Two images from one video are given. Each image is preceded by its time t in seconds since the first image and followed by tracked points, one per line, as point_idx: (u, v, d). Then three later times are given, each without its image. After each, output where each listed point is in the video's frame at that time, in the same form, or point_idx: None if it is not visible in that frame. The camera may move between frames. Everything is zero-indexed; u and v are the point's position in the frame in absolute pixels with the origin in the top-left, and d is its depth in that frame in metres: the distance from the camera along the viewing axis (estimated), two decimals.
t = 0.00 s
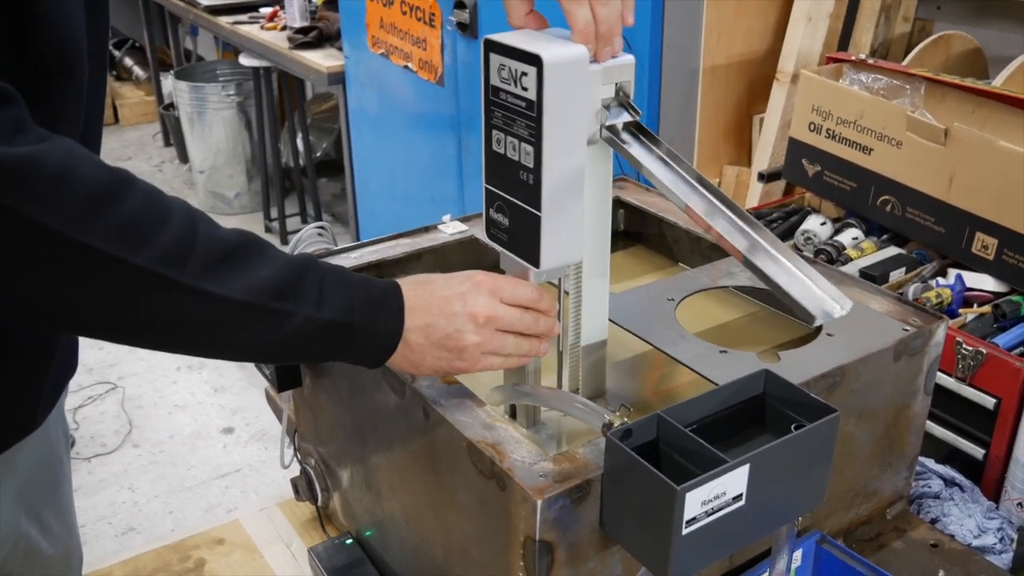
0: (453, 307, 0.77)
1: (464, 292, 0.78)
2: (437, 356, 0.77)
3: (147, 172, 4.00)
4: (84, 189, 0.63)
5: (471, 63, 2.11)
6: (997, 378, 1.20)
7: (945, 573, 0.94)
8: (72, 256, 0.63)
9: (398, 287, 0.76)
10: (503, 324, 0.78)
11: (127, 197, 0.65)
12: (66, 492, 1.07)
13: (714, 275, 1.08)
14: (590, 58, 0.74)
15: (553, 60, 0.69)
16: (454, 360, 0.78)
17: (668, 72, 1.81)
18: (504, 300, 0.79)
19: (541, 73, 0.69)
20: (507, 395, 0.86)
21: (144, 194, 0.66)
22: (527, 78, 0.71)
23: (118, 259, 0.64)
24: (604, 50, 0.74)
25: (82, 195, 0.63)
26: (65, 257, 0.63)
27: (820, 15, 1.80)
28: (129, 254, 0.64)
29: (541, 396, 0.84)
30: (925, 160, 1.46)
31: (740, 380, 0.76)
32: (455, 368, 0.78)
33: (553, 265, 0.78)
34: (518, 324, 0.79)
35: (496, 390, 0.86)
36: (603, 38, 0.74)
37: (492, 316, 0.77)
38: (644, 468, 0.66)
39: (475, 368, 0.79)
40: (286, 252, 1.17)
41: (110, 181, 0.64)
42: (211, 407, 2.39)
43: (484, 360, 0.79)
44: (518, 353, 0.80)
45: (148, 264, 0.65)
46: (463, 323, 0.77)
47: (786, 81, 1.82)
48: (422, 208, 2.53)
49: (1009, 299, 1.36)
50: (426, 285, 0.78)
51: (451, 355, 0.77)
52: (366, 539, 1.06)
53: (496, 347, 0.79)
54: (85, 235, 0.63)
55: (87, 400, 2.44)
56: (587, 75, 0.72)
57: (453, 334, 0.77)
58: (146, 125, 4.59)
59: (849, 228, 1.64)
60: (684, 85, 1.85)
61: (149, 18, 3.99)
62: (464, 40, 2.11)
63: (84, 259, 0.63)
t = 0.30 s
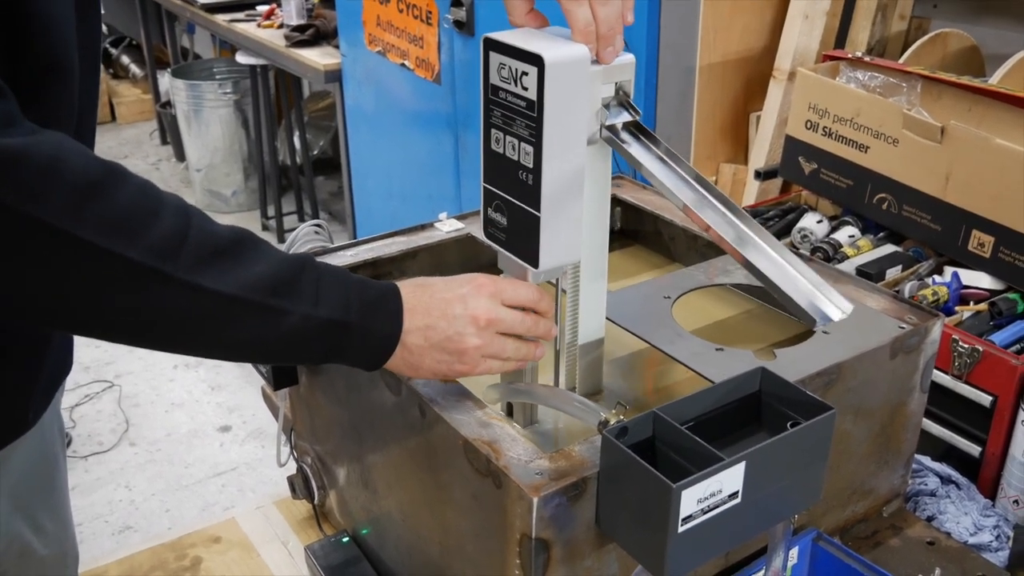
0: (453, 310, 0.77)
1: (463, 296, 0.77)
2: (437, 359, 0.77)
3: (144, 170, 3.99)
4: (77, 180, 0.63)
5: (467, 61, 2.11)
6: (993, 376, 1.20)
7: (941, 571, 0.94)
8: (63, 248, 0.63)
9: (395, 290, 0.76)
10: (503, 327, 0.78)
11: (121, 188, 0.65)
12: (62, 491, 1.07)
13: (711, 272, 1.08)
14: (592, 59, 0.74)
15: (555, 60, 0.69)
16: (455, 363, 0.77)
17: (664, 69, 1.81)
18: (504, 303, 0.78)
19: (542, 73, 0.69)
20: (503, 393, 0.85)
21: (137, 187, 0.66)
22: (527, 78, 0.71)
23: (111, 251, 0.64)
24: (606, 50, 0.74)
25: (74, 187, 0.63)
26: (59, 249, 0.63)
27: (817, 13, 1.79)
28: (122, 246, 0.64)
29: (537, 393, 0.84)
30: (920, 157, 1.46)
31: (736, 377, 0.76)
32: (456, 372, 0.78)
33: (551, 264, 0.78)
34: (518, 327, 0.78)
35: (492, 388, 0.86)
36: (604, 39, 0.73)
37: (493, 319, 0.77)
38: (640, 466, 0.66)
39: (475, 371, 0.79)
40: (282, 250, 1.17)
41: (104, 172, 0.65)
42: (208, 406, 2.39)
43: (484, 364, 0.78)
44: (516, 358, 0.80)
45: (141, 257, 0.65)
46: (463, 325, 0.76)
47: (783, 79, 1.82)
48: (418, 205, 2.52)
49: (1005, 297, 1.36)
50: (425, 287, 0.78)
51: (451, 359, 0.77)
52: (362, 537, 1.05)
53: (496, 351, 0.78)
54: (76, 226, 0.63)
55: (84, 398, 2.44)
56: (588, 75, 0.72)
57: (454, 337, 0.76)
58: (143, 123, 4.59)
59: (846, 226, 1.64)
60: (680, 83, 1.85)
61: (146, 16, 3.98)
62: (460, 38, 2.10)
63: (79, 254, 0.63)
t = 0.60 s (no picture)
0: (452, 310, 0.76)
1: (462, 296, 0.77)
2: (435, 359, 0.77)
3: (142, 169, 3.99)
4: (73, 176, 0.63)
5: (465, 59, 2.10)
6: (991, 374, 1.20)
7: (939, 568, 0.94)
8: (60, 246, 0.63)
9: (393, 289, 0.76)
10: (502, 327, 0.78)
11: (117, 185, 0.65)
12: (60, 490, 1.07)
13: (709, 271, 1.08)
14: (589, 57, 0.74)
15: (552, 57, 0.69)
16: (453, 363, 0.77)
17: (662, 67, 1.81)
18: (503, 303, 0.78)
19: (539, 70, 0.69)
20: (501, 392, 0.85)
21: (133, 183, 0.66)
22: (524, 75, 0.71)
23: (108, 249, 0.64)
24: (603, 49, 0.74)
25: (70, 183, 0.63)
26: (57, 246, 0.63)
27: (815, 12, 1.79)
28: (119, 243, 0.64)
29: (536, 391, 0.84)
30: (919, 155, 1.46)
31: (734, 375, 0.76)
32: (454, 372, 0.78)
33: (548, 262, 0.78)
34: (517, 327, 0.78)
35: (491, 386, 0.85)
36: (601, 37, 0.73)
37: (492, 319, 0.77)
38: (638, 464, 0.66)
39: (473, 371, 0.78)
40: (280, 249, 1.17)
41: (100, 169, 0.65)
42: (207, 405, 2.39)
43: (482, 364, 0.78)
44: (513, 360, 0.79)
45: (138, 254, 0.65)
46: (462, 325, 0.76)
47: (781, 77, 1.82)
48: (417, 204, 2.52)
49: (1003, 294, 1.36)
50: (424, 286, 0.78)
51: (449, 358, 0.77)
52: (361, 536, 1.05)
53: (494, 352, 0.78)
54: (73, 223, 0.63)
55: (82, 398, 2.43)
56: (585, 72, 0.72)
57: (453, 336, 0.76)
58: (141, 123, 4.58)
59: (844, 224, 1.64)
60: (678, 82, 1.85)
61: (144, 15, 3.97)
62: (458, 37, 2.10)
63: (81, 254, 0.63)
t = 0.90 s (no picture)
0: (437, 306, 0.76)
1: (441, 284, 0.70)
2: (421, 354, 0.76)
3: (134, 167, 3.98)
4: None
5: (456, 57, 2.10)
6: (978, 369, 1.21)
7: (925, 563, 0.94)
8: None
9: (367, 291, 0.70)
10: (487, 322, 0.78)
11: (50, 211, 0.60)
12: (47, 490, 1.07)
13: (698, 267, 1.08)
14: (575, 52, 0.74)
15: (537, 52, 0.69)
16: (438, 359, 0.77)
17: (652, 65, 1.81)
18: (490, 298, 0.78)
19: (524, 66, 0.69)
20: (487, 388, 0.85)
21: (68, 206, 0.61)
22: (510, 70, 0.71)
23: (44, 282, 0.60)
24: (589, 45, 0.73)
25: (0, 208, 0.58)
26: None
27: (805, 9, 1.79)
28: (55, 276, 0.60)
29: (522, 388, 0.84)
30: (907, 151, 1.47)
31: (720, 370, 0.76)
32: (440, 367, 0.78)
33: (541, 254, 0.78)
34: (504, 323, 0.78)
35: (477, 383, 0.85)
36: (587, 32, 0.74)
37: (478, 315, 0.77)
38: (624, 460, 0.66)
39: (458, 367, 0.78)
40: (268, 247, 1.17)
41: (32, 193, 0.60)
42: (198, 403, 2.38)
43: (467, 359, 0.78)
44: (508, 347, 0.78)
45: (74, 286, 0.60)
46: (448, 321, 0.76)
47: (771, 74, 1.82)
48: (408, 202, 2.52)
49: (991, 290, 1.37)
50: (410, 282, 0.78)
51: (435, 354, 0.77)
52: (349, 533, 1.05)
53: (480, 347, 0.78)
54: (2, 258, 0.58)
55: (73, 397, 2.43)
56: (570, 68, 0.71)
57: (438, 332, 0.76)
58: (133, 121, 4.57)
59: (833, 220, 1.65)
60: (668, 79, 1.85)
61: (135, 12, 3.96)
62: (450, 34, 2.10)
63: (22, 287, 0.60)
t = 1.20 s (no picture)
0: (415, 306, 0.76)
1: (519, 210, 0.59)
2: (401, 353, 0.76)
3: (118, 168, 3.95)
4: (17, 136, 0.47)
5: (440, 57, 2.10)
6: (958, 365, 1.22)
7: (906, 559, 0.95)
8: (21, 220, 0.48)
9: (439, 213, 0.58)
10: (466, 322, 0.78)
11: (82, 137, 0.49)
12: (26, 492, 1.05)
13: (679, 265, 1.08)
14: (553, 51, 0.74)
15: (513, 51, 0.69)
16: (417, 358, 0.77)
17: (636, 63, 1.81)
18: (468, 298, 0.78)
19: (500, 64, 0.69)
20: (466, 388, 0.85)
21: (100, 134, 0.50)
22: (487, 69, 0.71)
23: (82, 218, 0.48)
24: (567, 42, 0.74)
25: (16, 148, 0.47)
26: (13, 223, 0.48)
27: (788, 8, 1.80)
28: (94, 206, 0.49)
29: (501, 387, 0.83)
30: (888, 149, 1.48)
31: (699, 368, 0.76)
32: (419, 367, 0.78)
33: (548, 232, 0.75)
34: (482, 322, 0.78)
35: (457, 383, 0.85)
36: (564, 31, 0.74)
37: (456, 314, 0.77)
38: (602, 457, 0.66)
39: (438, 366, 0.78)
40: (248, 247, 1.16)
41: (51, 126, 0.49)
42: (184, 404, 2.37)
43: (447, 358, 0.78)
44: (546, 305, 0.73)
45: (116, 217, 0.49)
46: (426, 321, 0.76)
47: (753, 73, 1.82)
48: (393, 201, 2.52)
49: (970, 287, 1.38)
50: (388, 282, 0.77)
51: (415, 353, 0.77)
52: (331, 533, 1.05)
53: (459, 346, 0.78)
54: (32, 189, 0.47)
55: (57, 398, 2.41)
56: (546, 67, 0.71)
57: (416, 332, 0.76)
58: (117, 120, 4.54)
59: (815, 218, 1.65)
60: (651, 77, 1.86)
61: (119, 11, 3.93)
62: (434, 33, 2.10)
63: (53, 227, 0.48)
